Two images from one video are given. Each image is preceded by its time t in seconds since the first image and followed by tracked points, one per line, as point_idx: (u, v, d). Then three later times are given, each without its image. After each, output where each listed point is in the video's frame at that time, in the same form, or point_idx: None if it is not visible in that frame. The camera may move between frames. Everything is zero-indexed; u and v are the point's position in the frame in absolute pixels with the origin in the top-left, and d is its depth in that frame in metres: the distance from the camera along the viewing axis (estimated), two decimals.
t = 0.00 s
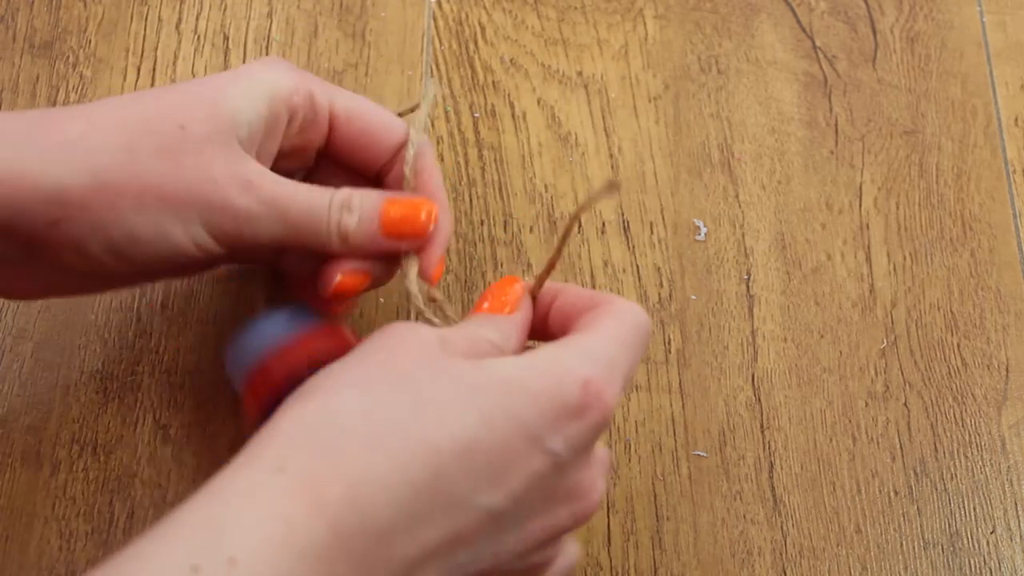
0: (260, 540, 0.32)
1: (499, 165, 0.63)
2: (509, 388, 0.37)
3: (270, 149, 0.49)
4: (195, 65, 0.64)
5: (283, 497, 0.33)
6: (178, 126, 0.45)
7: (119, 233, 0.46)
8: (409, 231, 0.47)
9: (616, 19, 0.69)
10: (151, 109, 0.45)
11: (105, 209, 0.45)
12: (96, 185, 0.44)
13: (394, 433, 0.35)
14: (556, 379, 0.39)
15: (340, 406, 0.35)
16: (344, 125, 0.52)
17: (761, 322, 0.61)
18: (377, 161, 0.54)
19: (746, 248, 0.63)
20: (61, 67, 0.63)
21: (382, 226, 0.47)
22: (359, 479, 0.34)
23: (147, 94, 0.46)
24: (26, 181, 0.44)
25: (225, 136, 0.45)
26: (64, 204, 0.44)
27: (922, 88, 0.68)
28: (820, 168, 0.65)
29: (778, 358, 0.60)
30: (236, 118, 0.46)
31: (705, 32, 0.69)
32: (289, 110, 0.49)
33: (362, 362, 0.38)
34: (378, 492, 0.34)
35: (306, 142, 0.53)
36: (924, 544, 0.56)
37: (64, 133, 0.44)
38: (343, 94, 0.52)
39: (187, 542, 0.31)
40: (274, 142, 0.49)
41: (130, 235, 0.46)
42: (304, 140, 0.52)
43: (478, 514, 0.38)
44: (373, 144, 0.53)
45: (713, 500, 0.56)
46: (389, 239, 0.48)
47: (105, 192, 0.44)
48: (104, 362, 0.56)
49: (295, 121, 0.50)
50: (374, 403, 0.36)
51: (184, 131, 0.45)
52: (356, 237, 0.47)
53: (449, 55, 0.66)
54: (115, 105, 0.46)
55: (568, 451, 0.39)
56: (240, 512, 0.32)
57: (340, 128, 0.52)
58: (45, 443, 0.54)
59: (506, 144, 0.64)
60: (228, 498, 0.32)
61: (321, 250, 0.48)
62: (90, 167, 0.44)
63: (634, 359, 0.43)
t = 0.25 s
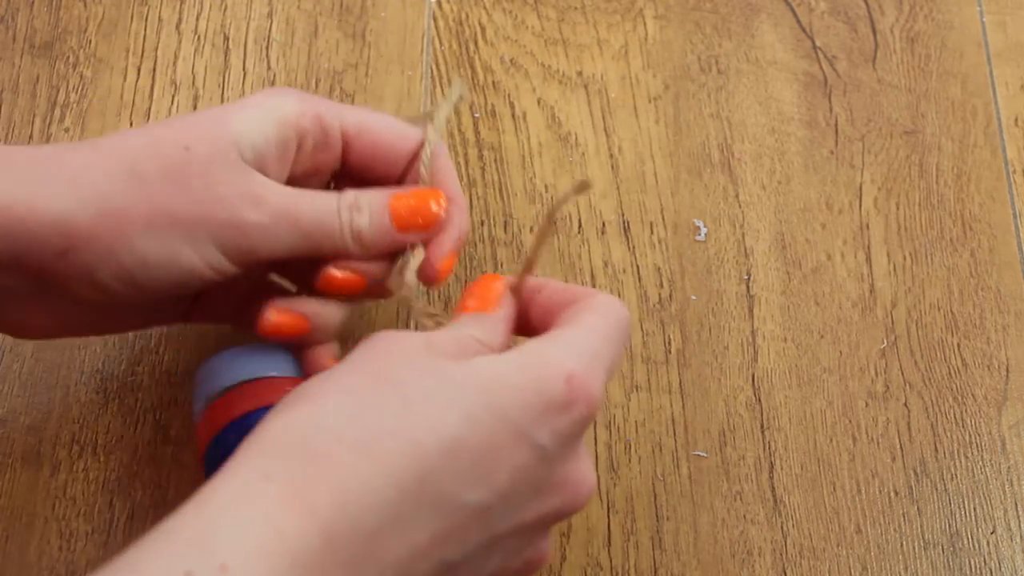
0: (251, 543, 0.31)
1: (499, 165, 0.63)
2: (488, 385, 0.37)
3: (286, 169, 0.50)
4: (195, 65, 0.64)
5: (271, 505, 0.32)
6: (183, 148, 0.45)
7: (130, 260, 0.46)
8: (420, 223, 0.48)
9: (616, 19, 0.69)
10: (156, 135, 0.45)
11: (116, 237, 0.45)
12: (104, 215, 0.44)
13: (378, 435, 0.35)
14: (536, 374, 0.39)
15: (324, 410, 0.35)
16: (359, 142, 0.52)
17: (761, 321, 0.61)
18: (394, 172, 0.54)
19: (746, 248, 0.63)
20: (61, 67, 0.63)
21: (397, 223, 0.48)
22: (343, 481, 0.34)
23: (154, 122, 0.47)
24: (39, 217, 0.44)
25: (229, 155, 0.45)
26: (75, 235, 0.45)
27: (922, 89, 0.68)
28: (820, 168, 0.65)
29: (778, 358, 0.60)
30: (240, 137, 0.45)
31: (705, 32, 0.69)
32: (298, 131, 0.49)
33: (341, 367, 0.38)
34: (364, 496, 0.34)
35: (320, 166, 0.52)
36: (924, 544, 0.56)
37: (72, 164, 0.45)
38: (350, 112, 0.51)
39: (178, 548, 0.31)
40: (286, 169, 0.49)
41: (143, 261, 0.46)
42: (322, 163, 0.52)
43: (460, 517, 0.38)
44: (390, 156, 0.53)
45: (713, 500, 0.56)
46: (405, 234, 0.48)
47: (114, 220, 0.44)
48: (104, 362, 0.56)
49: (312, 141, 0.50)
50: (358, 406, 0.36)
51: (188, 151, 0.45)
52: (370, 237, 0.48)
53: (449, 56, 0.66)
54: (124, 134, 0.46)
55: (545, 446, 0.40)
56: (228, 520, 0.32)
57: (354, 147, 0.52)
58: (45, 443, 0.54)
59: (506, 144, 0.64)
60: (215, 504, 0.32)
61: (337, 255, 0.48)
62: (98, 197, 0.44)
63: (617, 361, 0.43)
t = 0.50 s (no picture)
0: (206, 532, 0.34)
1: (499, 165, 0.63)
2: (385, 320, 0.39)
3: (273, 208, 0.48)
4: (195, 65, 0.64)
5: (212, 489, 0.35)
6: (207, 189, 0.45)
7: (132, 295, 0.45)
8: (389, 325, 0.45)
9: (616, 19, 0.69)
10: (181, 167, 0.45)
11: (121, 273, 0.44)
12: (115, 250, 0.44)
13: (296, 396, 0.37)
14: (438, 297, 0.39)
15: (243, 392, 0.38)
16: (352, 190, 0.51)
17: (761, 321, 0.61)
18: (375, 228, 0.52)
19: (746, 248, 0.63)
20: (61, 67, 0.63)
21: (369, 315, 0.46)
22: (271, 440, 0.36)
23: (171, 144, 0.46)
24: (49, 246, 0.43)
25: (250, 201, 0.46)
26: (83, 266, 0.44)
27: (922, 89, 0.68)
28: (820, 168, 0.65)
29: (778, 358, 0.60)
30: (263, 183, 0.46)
31: (705, 32, 0.69)
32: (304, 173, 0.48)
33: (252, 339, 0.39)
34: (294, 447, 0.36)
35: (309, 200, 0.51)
36: (924, 544, 0.56)
37: (93, 193, 0.43)
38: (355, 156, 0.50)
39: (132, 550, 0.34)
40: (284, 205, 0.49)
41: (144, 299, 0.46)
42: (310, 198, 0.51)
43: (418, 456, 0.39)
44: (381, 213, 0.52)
45: (713, 500, 0.56)
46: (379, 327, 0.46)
47: (125, 257, 0.44)
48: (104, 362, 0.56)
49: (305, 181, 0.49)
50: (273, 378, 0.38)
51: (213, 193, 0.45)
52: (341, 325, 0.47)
53: (449, 56, 0.66)
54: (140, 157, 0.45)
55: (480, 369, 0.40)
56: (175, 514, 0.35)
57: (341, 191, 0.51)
58: (45, 444, 0.54)
59: (506, 144, 0.64)
60: (166, 502, 0.35)
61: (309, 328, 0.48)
62: (110, 227, 0.44)
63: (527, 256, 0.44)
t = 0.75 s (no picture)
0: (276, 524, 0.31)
1: (499, 165, 0.63)
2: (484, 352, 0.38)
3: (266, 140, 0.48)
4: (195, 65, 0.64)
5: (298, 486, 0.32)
6: (175, 127, 0.43)
7: (110, 234, 0.45)
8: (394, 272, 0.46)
9: (616, 19, 0.69)
10: (148, 102, 0.43)
11: (96, 209, 0.43)
12: (88, 187, 0.43)
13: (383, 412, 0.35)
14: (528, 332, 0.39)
15: (329, 400, 0.35)
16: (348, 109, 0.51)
17: (761, 321, 0.61)
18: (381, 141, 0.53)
19: (746, 248, 0.63)
20: (61, 68, 0.63)
21: (379, 255, 0.46)
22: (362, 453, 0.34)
23: (140, 77, 0.44)
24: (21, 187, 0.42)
25: (221, 137, 0.44)
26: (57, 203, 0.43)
27: (922, 89, 0.68)
28: (820, 168, 0.65)
29: (778, 359, 0.60)
30: (235, 117, 0.44)
31: (705, 32, 0.69)
32: (291, 96, 0.47)
33: (345, 357, 0.37)
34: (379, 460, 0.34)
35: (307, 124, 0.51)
36: (924, 544, 0.56)
37: (59, 128, 0.42)
38: (347, 74, 0.50)
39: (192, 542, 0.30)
40: (275, 134, 0.48)
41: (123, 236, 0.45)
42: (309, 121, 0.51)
43: (488, 500, 0.37)
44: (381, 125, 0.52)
45: (713, 500, 0.56)
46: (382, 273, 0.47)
47: (99, 193, 0.43)
48: (104, 362, 0.56)
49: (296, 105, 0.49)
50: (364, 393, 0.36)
51: (182, 131, 0.43)
52: (351, 261, 0.46)
53: (449, 56, 0.66)
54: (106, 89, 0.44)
55: (557, 427, 0.40)
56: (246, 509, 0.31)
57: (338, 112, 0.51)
58: (45, 443, 0.54)
59: (505, 144, 0.64)
60: (238, 493, 0.32)
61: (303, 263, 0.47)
62: (79, 162, 0.42)
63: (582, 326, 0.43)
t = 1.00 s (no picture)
0: (303, 550, 0.30)
1: (500, 165, 0.63)
2: (502, 366, 0.36)
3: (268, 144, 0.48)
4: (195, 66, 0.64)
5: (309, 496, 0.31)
6: (178, 120, 0.43)
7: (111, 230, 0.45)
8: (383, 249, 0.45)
9: (616, 19, 0.69)
10: (152, 96, 0.43)
11: (97, 201, 0.44)
12: (88, 180, 0.43)
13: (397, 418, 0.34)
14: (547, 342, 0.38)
15: (351, 407, 0.34)
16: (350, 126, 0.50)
17: (761, 321, 0.61)
18: (378, 164, 0.52)
19: (746, 248, 0.63)
20: (62, 68, 0.63)
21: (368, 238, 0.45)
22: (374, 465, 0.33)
23: (146, 75, 0.44)
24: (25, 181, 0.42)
25: (225, 132, 0.44)
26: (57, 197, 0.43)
27: (922, 89, 0.68)
28: (820, 168, 0.65)
29: (778, 358, 0.60)
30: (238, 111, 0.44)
31: (705, 32, 0.69)
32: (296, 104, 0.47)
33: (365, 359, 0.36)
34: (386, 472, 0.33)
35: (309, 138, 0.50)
36: (924, 544, 0.56)
37: (63, 119, 0.43)
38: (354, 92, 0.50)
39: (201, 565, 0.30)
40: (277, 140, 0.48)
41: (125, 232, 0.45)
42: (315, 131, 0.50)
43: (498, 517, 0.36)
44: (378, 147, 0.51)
45: (714, 500, 0.56)
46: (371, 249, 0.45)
47: (101, 186, 0.43)
48: (104, 362, 0.56)
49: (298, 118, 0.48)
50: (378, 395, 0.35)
51: (184, 124, 0.43)
52: (344, 250, 0.45)
53: (450, 55, 0.66)
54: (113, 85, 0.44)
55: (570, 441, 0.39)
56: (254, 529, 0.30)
57: (342, 128, 0.50)
58: (45, 443, 0.54)
59: (505, 144, 0.64)
60: (260, 508, 0.31)
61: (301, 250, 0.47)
62: (81, 155, 0.42)
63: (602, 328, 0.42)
